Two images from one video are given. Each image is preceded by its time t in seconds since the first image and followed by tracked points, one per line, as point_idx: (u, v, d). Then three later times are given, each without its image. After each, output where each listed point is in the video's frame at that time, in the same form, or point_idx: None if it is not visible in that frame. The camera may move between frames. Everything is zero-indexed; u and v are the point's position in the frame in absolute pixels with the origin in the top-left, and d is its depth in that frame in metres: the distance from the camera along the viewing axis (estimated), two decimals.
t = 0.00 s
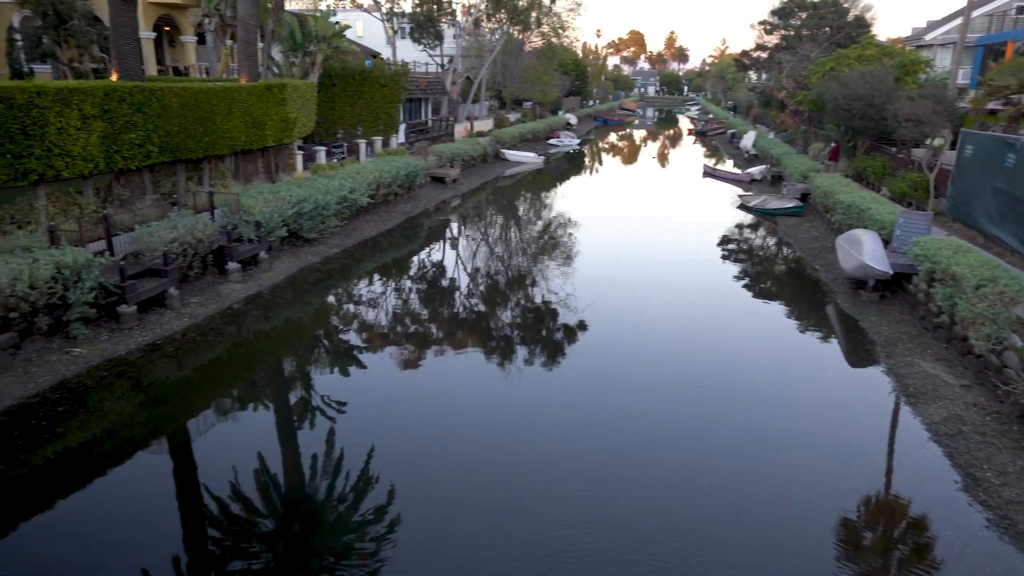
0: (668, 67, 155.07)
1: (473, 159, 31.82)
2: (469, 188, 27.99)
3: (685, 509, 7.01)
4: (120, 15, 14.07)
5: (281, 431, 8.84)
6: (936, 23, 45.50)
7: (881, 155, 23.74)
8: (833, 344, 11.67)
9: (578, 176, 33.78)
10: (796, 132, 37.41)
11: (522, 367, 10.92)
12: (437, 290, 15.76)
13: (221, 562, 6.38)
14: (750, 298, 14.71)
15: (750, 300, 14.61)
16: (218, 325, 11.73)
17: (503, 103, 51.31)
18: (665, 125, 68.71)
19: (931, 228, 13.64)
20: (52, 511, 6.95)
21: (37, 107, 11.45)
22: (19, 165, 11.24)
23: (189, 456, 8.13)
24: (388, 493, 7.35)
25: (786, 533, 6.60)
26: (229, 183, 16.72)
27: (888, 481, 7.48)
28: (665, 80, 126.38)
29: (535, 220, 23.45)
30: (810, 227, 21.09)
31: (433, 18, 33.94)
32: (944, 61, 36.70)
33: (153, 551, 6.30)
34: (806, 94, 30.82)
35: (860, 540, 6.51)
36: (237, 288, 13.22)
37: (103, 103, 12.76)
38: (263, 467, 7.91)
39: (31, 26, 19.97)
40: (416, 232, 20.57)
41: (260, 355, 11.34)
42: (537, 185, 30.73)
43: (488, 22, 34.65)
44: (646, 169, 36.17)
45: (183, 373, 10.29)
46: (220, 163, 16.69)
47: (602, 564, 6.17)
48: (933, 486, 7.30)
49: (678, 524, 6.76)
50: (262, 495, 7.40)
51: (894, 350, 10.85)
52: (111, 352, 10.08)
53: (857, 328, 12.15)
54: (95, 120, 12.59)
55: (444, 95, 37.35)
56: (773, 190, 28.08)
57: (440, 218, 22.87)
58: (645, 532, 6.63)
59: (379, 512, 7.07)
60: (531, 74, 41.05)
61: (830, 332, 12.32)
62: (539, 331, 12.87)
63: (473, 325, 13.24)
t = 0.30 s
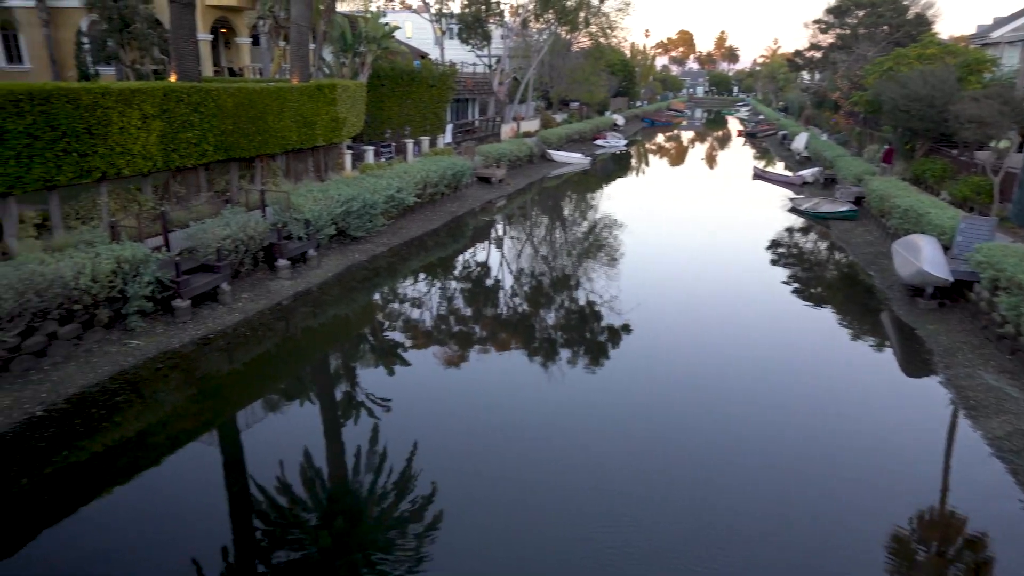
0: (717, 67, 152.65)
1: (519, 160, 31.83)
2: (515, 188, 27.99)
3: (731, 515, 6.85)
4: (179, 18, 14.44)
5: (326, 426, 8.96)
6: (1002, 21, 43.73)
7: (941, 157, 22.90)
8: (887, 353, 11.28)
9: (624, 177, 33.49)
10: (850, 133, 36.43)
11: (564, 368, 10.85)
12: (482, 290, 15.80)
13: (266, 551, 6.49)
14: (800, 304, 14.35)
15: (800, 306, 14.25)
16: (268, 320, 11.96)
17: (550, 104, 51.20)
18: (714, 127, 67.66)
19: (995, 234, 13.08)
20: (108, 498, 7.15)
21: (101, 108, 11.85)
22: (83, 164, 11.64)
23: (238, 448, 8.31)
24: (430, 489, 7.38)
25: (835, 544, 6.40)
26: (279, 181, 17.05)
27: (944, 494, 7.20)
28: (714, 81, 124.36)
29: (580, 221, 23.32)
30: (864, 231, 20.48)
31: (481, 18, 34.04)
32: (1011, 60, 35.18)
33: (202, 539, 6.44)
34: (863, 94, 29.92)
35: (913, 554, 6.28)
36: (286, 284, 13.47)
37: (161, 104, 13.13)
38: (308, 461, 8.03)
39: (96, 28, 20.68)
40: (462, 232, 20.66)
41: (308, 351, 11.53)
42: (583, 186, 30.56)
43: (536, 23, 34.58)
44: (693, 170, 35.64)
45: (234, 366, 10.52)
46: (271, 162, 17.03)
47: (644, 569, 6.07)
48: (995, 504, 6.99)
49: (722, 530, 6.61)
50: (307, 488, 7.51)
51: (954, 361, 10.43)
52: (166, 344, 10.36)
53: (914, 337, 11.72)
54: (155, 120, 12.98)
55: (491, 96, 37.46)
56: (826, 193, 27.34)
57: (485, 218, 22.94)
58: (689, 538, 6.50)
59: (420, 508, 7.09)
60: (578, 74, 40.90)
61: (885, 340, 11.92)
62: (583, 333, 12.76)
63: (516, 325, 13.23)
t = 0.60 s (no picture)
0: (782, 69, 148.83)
1: (577, 161, 31.69)
2: (572, 189, 27.85)
3: (791, 529, 6.61)
4: (250, 21, 14.86)
5: (381, 421, 9.07)
6: None
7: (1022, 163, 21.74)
8: (960, 366, 10.75)
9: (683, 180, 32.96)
10: (922, 137, 35.00)
11: (619, 372, 10.70)
12: (537, 291, 15.77)
13: (321, 541, 6.60)
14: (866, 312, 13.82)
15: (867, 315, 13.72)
16: (327, 316, 12.20)
17: (609, 105, 50.80)
18: (777, 129, 65.97)
19: None
20: (173, 483, 7.39)
21: (176, 107, 12.30)
22: (158, 161, 12.11)
23: (297, 440, 8.48)
24: (482, 487, 7.37)
25: (901, 564, 6.12)
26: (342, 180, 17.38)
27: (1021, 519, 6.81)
28: (778, 82, 121.27)
29: (638, 224, 23.04)
30: (936, 239, 19.61)
31: (542, 19, 34.01)
32: None
33: (261, 526, 6.59)
34: (938, 96, 28.67)
35: None
36: (345, 281, 13.71)
37: (232, 104, 13.54)
38: (363, 455, 8.13)
39: (173, 31, 21.51)
40: (518, 232, 20.67)
41: (365, 347, 11.70)
42: (640, 188, 30.21)
43: (597, 24, 34.34)
44: (755, 174, 34.81)
45: (294, 359, 10.75)
46: (334, 161, 17.37)
47: None
48: None
49: (781, 543, 6.39)
50: (361, 482, 7.61)
51: None
52: (231, 337, 10.66)
53: (990, 351, 11.14)
54: (225, 119, 13.40)
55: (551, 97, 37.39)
56: (896, 199, 26.31)
57: (541, 219, 22.90)
58: (745, 548, 6.31)
59: (472, 506, 7.08)
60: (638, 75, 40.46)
61: (958, 354, 11.36)
62: (638, 337, 12.57)
63: (571, 327, 13.14)
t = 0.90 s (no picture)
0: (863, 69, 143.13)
1: (646, 163, 31.27)
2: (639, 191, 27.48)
3: (864, 548, 6.30)
4: (327, 22, 15.25)
5: (442, 418, 9.12)
6: None
7: None
8: None
9: (755, 184, 32.08)
10: (1015, 141, 33.00)
11: (683, 378, 10.45)
12: (601, 293, 15.63)
13: (380, 534, 6.68)
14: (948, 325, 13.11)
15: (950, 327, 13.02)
16: (392, 312, 12.38)
17: (680, 106, 49.92)
18: (855, 132, 63.46)
19: None
20: (242, 469, 7.63)
21: (254, 107, 12.74)
22: (236, 159, 12.55)
23: (360, 433, 8.62)
24: (541, 487, 7.30)
25: None
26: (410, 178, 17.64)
27: None
28: (858, 83, 116.65)
29: (706, 227, 22.56)
30: None
31: (613, 19, 33.70)
32: None
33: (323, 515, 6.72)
34: None
35: None
36: (411, 279, 13.90)
37: (307, 103, 13.93)
38: (423, 451, 8.20)
39: (254, 33, 22.29)
40: (583, 234, 20.53)
41: (428, 344, 11.81)
42: (709, 191, 29.56)
43: (669, 23, 33.79)
44: (831, 178, 33.58)
45: (359, 354, 10.95)
46: (403, 160, 17.64)
47: None
48: None
49: (851, 560, 6.10)
50: (420, 477, 7.68)
51: None
52: (300, 330, 10.95)
53: None
54: (300, 118, 13.79)
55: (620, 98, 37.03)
56: (984, 206, 24.91)
57: (607, 220, 22.70)
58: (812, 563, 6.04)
59: (529, 506, 7.02)
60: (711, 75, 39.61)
61: None
62: (703, 343, 12.26)
63: (634, 331, 12.95)
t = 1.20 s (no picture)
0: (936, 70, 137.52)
1: (704, 166, 30.77)
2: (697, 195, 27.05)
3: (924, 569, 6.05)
4: (388, 24, 15.50)
5: (492, 418, 9.13)
6: None
7: None
8: None
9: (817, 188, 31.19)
10: None
11: (737, 385, 10.20)
12: (654, 297, 15.43)
13: (427, 531, 6.74)
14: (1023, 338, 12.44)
15: None
16: (445, 311, 12.48)
17: (741, 109, 48.94)
18: (927, 136, 61.01)
19: None
20: (296, 461, 7.80)
21: (316, 107, 13.04)
22: (298, 158, 12.86)
23: (410, 431, 8.71)
24: (587, 491, 7.23)
25: None
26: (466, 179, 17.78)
27: None
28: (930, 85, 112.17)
29: (764, 232, 22.04)
30: None
31: (674, 20, 33.24)
32: None
33: (373, 509, 6.81)
34: None
35: None
36: (464, 278, 13.99)
37: (367, 104, 14.18)
38: (472, 451, 8.22)
39: (318, 36, 22.84)
40: (638, 237, 20.32)
41: (480, 344, 11.87)
42: (768, 195, 28.87)
43: (731, 24, 33.16)
44: (899, 183, 32.39)
45: (412, 352, 11.07)
46: (459, 160, 17.80)
47: None
48: None
49: None
50: (468, 477, 7.71)
51: None
52: (355, 327, 11.14)
53: None
54: (360, 119, 14.04)
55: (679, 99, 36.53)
56: None
57: (663, 223, 22.42)
58: None
59: (576, 510, 6.96)
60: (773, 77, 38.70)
61: None
62: (759, 350, 11.94)
63: (687, 336, 12.73)
